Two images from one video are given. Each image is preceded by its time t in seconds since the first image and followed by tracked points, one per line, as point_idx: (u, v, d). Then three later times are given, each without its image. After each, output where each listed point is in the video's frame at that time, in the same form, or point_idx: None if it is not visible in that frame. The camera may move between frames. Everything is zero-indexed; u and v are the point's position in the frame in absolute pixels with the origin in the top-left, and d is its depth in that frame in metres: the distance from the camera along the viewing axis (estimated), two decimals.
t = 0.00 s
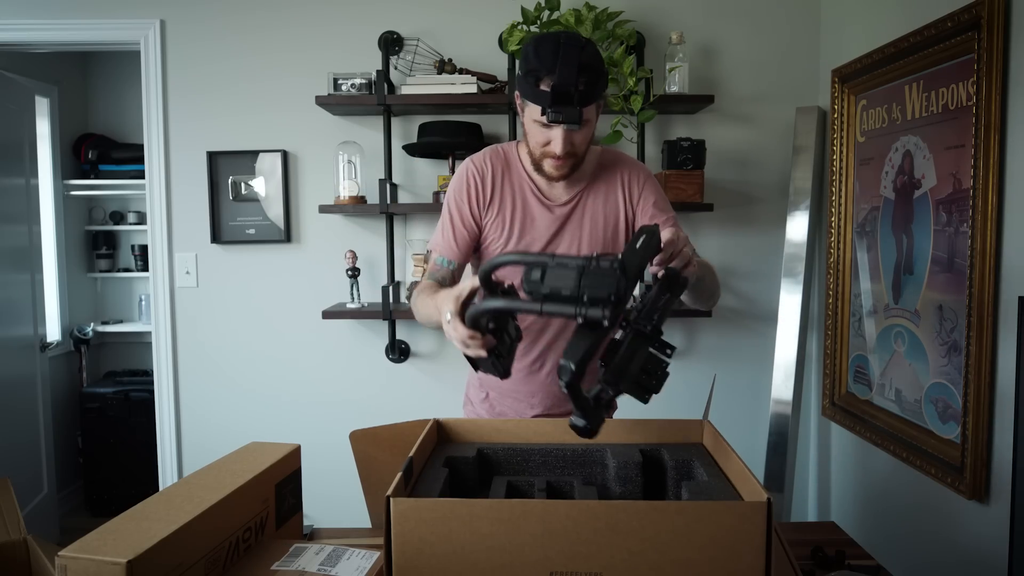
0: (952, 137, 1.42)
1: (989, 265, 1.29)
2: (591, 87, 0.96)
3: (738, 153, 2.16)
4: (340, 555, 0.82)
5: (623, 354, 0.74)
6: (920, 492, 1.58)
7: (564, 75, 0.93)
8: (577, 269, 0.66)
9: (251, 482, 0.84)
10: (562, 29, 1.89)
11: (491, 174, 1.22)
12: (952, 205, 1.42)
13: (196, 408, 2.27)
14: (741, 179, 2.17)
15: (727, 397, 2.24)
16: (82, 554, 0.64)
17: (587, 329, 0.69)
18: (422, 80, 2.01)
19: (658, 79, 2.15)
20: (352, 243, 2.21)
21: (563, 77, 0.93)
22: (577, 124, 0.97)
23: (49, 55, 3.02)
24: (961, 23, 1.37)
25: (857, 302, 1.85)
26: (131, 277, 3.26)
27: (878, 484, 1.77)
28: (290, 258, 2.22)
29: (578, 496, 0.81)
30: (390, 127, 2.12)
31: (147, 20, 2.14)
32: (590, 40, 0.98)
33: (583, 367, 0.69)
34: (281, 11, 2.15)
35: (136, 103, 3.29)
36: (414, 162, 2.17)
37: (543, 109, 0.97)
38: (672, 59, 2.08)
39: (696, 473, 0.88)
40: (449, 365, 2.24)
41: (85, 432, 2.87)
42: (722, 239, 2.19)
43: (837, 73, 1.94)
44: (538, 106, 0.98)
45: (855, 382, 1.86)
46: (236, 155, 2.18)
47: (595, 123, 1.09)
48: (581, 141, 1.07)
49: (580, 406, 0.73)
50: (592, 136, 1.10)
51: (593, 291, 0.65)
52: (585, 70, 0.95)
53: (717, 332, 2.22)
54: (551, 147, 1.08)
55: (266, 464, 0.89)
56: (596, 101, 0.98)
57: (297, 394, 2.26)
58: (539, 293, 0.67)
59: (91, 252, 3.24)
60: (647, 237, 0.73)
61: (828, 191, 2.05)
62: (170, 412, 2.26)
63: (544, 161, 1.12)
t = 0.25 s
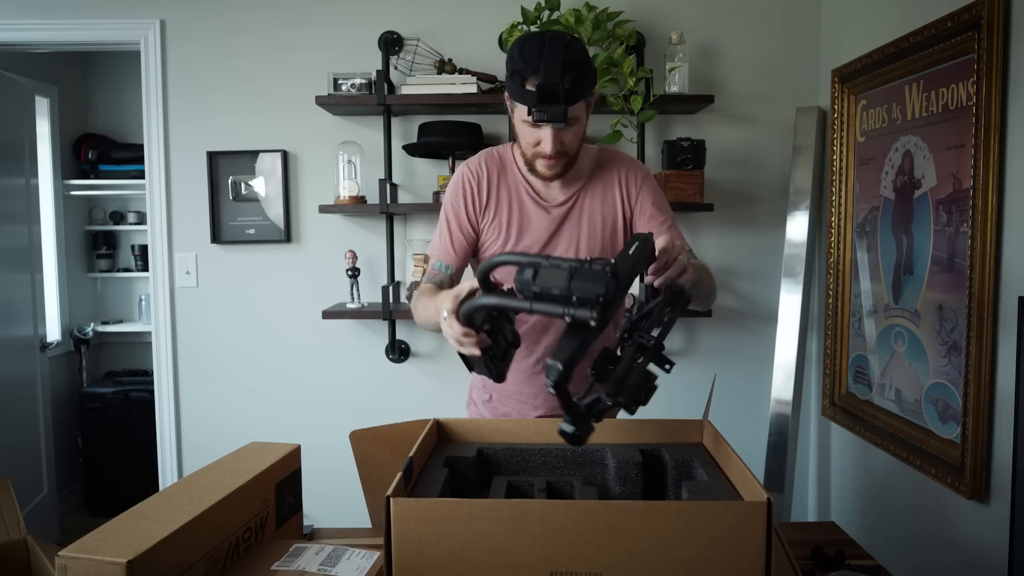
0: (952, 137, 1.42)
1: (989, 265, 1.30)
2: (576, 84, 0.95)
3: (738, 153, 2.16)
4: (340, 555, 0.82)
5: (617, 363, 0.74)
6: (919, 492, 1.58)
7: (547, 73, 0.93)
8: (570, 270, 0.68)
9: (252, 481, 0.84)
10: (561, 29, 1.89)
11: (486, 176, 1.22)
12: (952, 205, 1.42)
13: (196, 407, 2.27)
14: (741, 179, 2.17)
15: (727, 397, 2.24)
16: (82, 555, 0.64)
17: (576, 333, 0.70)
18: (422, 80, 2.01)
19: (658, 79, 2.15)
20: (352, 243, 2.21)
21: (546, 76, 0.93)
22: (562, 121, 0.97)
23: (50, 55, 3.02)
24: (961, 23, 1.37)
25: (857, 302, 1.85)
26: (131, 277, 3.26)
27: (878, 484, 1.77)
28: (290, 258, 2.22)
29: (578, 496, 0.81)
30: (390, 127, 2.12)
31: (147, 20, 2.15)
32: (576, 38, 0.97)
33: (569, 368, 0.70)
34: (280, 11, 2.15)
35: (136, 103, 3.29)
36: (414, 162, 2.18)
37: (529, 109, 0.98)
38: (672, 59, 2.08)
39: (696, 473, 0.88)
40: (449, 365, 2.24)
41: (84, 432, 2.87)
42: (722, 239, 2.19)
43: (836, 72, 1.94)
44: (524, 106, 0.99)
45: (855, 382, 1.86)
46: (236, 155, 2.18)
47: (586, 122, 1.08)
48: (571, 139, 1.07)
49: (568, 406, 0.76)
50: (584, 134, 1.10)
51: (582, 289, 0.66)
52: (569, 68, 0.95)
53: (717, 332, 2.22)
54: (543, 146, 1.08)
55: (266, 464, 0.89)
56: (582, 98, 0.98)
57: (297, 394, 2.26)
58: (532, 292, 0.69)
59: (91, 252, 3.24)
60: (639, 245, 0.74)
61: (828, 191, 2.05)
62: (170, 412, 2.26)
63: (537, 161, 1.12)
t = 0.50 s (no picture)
0: (952, 137, 1.42)
1: (989, 265, 1.30)
2: (576, 82, 0.95)
3: (738, 153, 2.16)
4: (340, 555, 0.82)
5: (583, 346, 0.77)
6: (920, 492, 1.58)
7: (547, 71, 0.93)
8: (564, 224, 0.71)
9: (252, 481, 0.84)
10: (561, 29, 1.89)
11: (486, 174, 1.22)
12: (952, 205, 1.42)
13: (196, 407, 2.27)
14: (741, 179, 2.17)
15: (727, 397, 2.24)
16: (82, 555, 0.64)
17: (551, 279, 0.75)
18: (422, 80, 2.01)
19: (658, 79, 2.15)
20: (352, 243, 2.21)
21: (547, 74, 0.93)
22: (563, 119, 0.96)
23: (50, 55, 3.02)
24: (961, 23, 1.37)
25: (857, 302, 1.85)
26: (131, 277, 3.26)
27: (878, 484, 1.77)
28: (290, 258, 2.22)
29: (578, 496, 0.81)
30: (390, 127, 2.12)
31: (147, 20, 2.15)
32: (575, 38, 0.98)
33: (531, 307, 0.74)
34: (280, 11, 2.15)
35: (136, 103, 3.29)
36: (414, 162, 2.18)
37: (529, 107, 0.97)
38: (672, 59, 2.08)
39: (696, 473, 0.88)
40: (449, 365, 2.24)
41: (84, 432, 2.87)
42: (722, 238, 2.19)
43: (836, 73, 1.94)
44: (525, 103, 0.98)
45: (855, 382, 1.86)
46: (236, 155, 2.18)
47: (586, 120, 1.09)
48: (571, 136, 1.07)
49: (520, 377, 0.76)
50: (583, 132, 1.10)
51: (573, 239, 0.69)
52: (569, 66, 0.95)
53: (717, 332, 2.22)
54: (543, 144, 1.08)
55: (266, 464, 0.89)
56: (581, 95, 0.98)
57: (297, 394, 2.26)
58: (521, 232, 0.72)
59: (91, 252, 3.24)
60: (643, 241, 0.81)
61: (828, 191, 2.05)
62: (170, 412, 2.26)
63: (537, 159, 1.12)
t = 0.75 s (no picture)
0: (952, 137, 1.42)
1: (989, 265, 1.30)
2: (571, 81, 0.96)
3: (738, 153, 2.16)
4: (340, 555, 0.82)
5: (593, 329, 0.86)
6: (920, 492, 1.58)
7: (542, 70, 0.93)
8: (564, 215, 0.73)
9: (251, 481, 0.84)
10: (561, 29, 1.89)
11: (483, 172, 1.23)
12: (952, 205, 1.42)
13: (196, 408, 2.27)
14: (741, 179, 2.17)
15: (727, 397, 2.24)
16: (82, 554, 0.64)
17: (551, 266, 0.78)
18: (422, 80, 2.01)
19: (658, 79, 2.15)
20: (352, 243, 2.21)
21: (542, 73, 0.93)
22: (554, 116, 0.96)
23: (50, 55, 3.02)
24: (961, 23, 1.37)
25: (857, 302, 1.85)
26: (131, 277, 3.26)
27: (878, 484, 1.77)
28: (290, 258, 2.22)
29: (578, 496, 0.81)
30: (390, 127, 2.12)
31: (147, 20, 2.15)
32: (574, 40, 0.98)
33: (527, 293, 0.78)
34: (280, 11, 2.15)
35: (136, 103, 3.29)
36: (414, 162, 2.18)
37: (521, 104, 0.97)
38: (672, 59, 2.08)
39: (696, 473, 0.88)
40: (449, 365, 2.24)
41: (84, 432, 2.87)
42: (722, 239, 2.19)
43: (836, 73, 1.94)
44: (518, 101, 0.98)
45: (855, 382, 1.86)
46: (236, 155, 2.18)
47: (580, 122, 1.09)
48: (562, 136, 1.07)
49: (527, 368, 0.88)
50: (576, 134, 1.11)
51: (572, 227, 0.71)
52: (564, 65, 0.95)
53: (717, 332, 2.22)
54: (535, 143, 1.08)
55: (266, 464, 0.89)
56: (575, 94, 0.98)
57: (297, 394, 2.26)
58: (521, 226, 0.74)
59: (91, 252, 3.24)
60: (648, 228, 0.83)
61: (828, 191, 2.05)
62: (170, 412, 2.26)
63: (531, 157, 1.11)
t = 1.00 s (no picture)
0: (952, 137, 1.42)
1: (989, 265, 1.30)
2: (549, 85, 0.96)
3: (738, 153, 2.16)
4: (340, 555, 0.82)
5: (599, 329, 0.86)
6: (920, 492, 1.58)
7: (519, 73, 0.95)
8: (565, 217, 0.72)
9: (251, 481, 0.84)
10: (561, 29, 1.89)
11: (476, 176, 1.23)
12: (952, 205, 1.42)
13: (196, 407, 2.27)
14: (741, 179, 2.17)
15: (727, 397, 2.24)
16: (82, 554, 0.64)
17: (555, 262, 0.78)
18: (422, 80, 2.01)
19: (658, 79, 2.15)
20: (352, 243, 2.21)
21: (519, 76, 0.94)
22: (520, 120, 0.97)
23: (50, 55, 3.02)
24: (961, 23, 1.37)
25: (857, 302, 1.85)
26: (131, 277, 3.26)
27: (878, 484, 1.77)
28: (290, 258, 2.22)
29: (578, 497, 0.81)
30: (390, 127, 2.12)
31: (147, 20, 2.15)
32: (560, 44, 0.98)
33: (530, 288, 0.79)
34: (280, 11, 2.15)
35: (136, 103, 3.29)
36: (414, 162, 2.18)
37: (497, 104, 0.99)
38: (672, 59, 2.08)
39: (696, 473, 0.88)
40: (449, 365, 2.24)
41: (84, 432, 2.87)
42: (722, 239, 2.19)
43: (836, 73, 1.94)
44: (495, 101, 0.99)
45: (855, 382, 1.86)
46: (236, 155, 2.18)
47: (566, 124, 1.07)
48: (544, 139, 1.05)
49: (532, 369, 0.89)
50: (562, 136, 1.08)
51: (572, 223, 0.71)
52: (541, 69, 0.95)
53: (717, 332, 2.22)
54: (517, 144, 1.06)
55: (266, 464, 0.89)
56: (550, 100, 0.98)
57: (297, 394, 2.26)
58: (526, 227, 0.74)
59: (91, 252, 3.24)
60: (650, 224, 0.83)
61: (828, 191, 2.05)
62: (170, 412, 2.26)
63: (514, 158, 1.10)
